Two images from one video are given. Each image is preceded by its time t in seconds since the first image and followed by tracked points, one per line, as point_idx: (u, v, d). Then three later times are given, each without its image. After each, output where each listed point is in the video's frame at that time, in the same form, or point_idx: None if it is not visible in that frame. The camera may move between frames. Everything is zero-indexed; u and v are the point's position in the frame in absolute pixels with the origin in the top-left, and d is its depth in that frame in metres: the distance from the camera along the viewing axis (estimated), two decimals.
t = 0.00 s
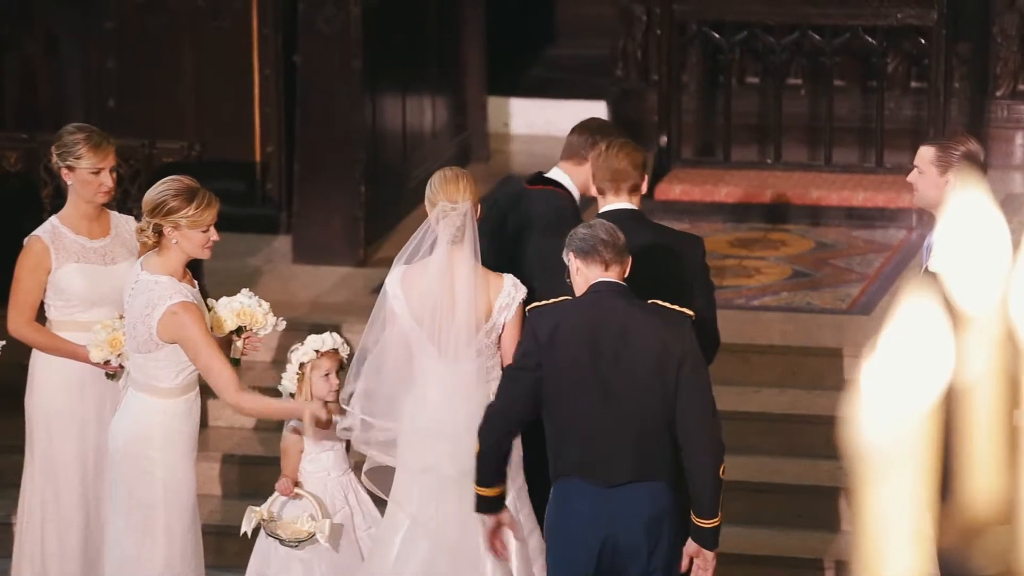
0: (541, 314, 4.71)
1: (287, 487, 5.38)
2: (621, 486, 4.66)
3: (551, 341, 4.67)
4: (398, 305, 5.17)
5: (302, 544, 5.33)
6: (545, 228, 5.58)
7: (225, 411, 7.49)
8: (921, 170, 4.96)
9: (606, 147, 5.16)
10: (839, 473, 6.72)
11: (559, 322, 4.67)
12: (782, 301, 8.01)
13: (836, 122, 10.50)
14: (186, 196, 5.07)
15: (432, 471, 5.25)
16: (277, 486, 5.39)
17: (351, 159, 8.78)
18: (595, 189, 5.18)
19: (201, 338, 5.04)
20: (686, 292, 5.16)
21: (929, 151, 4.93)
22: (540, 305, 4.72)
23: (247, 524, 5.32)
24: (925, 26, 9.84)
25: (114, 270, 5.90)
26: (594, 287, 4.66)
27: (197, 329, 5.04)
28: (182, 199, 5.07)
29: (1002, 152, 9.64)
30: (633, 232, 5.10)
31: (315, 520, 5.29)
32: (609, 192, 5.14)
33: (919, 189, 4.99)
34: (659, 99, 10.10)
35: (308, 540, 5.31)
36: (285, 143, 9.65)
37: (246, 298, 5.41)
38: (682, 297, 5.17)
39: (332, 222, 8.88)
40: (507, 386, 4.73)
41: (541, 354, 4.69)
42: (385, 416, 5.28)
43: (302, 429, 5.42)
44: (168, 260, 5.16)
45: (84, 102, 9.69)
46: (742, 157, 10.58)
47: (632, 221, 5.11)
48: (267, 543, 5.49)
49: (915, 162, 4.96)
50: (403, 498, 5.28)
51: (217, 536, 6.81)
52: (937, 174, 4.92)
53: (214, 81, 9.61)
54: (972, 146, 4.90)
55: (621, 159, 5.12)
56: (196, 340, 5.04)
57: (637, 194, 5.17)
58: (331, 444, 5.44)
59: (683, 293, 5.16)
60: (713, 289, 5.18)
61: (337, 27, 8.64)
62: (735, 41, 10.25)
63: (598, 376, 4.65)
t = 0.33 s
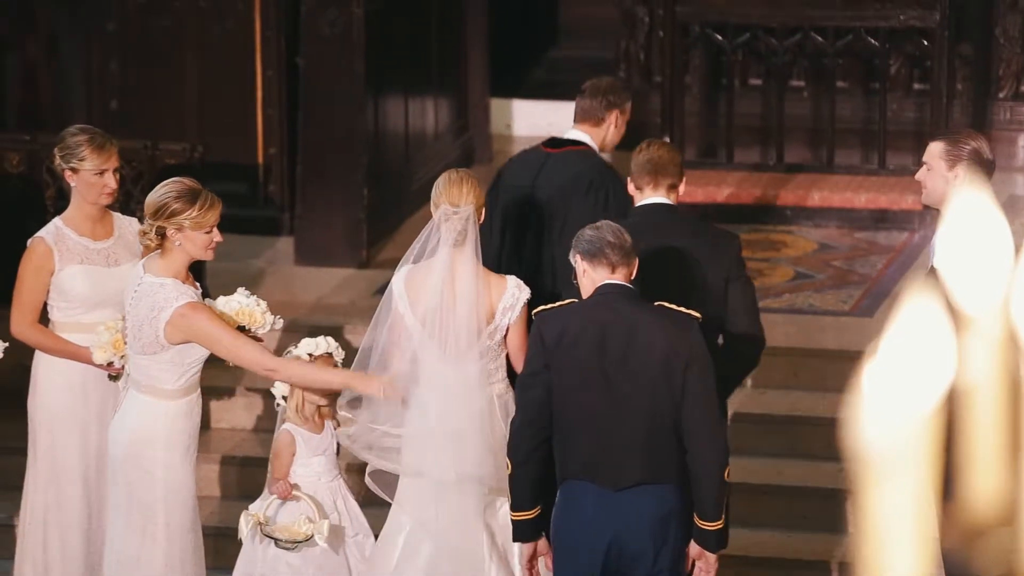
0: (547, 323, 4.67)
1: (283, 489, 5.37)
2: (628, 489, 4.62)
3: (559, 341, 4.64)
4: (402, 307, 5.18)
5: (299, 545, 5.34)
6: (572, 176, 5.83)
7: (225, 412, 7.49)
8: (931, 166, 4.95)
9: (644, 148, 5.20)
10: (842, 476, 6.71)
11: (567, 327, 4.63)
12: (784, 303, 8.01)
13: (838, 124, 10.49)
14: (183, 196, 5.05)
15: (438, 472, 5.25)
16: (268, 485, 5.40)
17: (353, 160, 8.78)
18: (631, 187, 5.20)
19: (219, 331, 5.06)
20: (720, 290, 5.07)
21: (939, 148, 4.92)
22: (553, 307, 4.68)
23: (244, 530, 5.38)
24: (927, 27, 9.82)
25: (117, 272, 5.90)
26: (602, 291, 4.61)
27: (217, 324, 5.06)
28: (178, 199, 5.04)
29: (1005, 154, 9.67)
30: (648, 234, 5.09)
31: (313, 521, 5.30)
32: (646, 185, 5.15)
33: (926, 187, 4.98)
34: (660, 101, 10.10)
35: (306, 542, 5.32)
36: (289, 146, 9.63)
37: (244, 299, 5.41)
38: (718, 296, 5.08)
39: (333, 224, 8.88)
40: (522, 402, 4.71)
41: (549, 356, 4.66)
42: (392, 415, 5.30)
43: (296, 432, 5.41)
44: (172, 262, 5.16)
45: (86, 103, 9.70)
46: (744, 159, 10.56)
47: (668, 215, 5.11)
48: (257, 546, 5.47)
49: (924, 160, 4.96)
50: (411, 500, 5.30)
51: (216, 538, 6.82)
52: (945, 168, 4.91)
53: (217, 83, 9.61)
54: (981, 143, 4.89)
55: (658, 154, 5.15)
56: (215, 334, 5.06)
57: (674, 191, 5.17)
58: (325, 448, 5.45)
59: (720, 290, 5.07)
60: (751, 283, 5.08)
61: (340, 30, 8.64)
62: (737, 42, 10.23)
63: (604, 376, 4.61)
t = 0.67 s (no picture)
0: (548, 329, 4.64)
1: (282, 490, 5.36)
2: (629, 496, 4.60)
3: (561, 346, 4.60)
4: (405, 305, 5.20)
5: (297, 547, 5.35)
6: (604, 158, 5.81)
7: (224, 414, 7.49)
8: (938, 167, 4.89)
9: (667, 146, 5.15)
10: (840, 478, 6.71)
11: (567, 333, 4.60)
12: (783, 305, 8.02)
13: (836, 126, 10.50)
14: (182, 196, 5.04)
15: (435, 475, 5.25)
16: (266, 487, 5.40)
17: (351, 163, 8.79)
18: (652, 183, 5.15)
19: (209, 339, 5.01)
20: (736, 290, 5.06)
21: (945, 151, 4.85)
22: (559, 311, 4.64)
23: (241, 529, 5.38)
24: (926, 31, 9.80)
25: (116, 274, 5.90)
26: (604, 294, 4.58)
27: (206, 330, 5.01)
28: (178, 200, 5.03)
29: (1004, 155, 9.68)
30: (665, 239, 5.06)
31: (312, 523, 5.31)
32: (666, 184, 5.10)
33: (934, 187, 4.92)
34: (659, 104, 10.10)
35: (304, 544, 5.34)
36: (287, 148, 9.65)
37: (236, 301, 5.41)
38: (735, 298, 5.07)
39: (332, 227, 8.88)
40: (522, 406, 4.69)
41: (551, 361, 4.63)
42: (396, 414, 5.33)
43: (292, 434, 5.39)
44: (172, 262, 5.15)
45: (86, 105, 9.70)
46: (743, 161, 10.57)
47: (689, 215, 5.08)
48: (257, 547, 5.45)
49: (931, 158, 4.91)
50: (410, 502, 5.29)
51: (214, 541, 6.82)
52: (950, 171, 4.85)
53: (216, 86, 9.62)
54: (987, 144, 4.84)
55: (679, 153, 5.09)
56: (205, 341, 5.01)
57: (696, 190, 5.13)
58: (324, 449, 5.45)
59: (737, 292, 5.06)
60: (770, 284, 5.06)
61: (338, 33, 8.63)
62: (736, 45, 10.22)
63: (606, 382, 4.58)
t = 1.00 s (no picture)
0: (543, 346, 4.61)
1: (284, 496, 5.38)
2: (627, 505, 4.58)
3: (557, 354, 4.59)
4: (405, 303, 5.24)
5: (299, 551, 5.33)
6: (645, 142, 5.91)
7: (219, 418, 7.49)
8: (935, 176, 4.88)
9: (655, 149, 5.21)
10: (835, 483, 6.71)
11: (564, 342, 4.58)
12: (778, 310, 8.02)
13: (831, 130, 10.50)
14: (179, 197, 5.03)
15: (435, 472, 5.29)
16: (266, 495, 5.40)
17: (345, 168, 8.79)
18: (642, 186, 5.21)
19: (196, 348, 5.01)
20: (726, 292, 5.13)
21: (942, 161, 4.84)
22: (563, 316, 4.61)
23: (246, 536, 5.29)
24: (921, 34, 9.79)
25: (111, 278, 5.90)
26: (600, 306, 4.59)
27: (198, 333, 5.01)
28: (176, 200, 5.02)
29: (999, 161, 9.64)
30: (657, 251, 5.16)
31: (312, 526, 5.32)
32: (657, 186, 5.17)
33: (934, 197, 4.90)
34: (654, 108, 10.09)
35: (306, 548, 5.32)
36: (283, 153, 9.63)
37: (219, 302, 5.44)
38: (725, 303, 5.15)
39: (328, 232, 8.88)
40: (518, 415, 4.66)
41: (548, 369, 4.60)
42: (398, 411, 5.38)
43: (294, 437, 5.42)
44: (165, 264, 5.13)
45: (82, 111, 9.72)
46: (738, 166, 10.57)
47: (679, 219, 5.18)
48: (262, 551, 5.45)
49: (928, 168, 4.89)
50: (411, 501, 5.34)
51: (210, 546, 6.81)
52: (947, 180, 4.84)
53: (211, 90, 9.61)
54: (982, 148, 4.81)
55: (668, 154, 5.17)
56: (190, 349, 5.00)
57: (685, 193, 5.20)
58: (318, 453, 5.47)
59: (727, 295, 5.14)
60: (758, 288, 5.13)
61: (334, 37, 8.63)
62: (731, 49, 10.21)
63: (603, 390, 4.56)
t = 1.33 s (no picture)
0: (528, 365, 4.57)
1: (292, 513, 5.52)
2: (617, 526, 4.57)
3: (546, 379, 4.53)
4: (419, 309, 5.51)
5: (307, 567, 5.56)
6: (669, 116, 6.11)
7: (209, 432, 7.49)
8: (929, 195, 4.87)
9: (621, 153, 5.26)
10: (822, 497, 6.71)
11: (557, 363, 4.52)
12: (768, 323, 8.02)
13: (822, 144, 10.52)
14: (177, 206, 5.03)
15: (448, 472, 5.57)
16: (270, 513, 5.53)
17: (336, 181, 8.79)
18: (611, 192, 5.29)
19: (189, 356, 5.03)
20: (701, 292, 5.29)
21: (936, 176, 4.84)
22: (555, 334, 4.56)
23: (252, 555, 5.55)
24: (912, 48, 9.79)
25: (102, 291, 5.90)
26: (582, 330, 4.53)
27: (189, 343, 5.02)
28: (174, 209, 5.02)
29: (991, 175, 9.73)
30: (633, 264, 5.31)
31: (321, 543, 5.53)
32: (625, 192, 5.24)
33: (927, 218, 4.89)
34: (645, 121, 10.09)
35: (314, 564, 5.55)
36: (273, 165, 9.63)
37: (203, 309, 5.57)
38: (702, 302, 5.33)
39: (318, 246, 8.88)
40: (508, 441, 4.60)
41: (541, 393, 4.55)
42: (407, 416, 5.65)
43: (296, 452, 5.52)
44: (159, 270, 5.14)
45: (72, 124, 9.71)
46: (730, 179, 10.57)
47: (652, 223, 5.29)
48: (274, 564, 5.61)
49: (923, 188, 4.90)
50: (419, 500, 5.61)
51: (200, 561, 6.81)
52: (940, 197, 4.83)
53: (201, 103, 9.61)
54: (973, 161, 4.83)
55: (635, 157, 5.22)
56: (185, 357, 5.02)
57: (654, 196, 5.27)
58: (317, 466, 5.58)
59: (702, 295, 5.31)
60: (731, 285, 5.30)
61: (326, 50, 8.63)
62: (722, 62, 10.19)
63: (593, 412, 4.52)
